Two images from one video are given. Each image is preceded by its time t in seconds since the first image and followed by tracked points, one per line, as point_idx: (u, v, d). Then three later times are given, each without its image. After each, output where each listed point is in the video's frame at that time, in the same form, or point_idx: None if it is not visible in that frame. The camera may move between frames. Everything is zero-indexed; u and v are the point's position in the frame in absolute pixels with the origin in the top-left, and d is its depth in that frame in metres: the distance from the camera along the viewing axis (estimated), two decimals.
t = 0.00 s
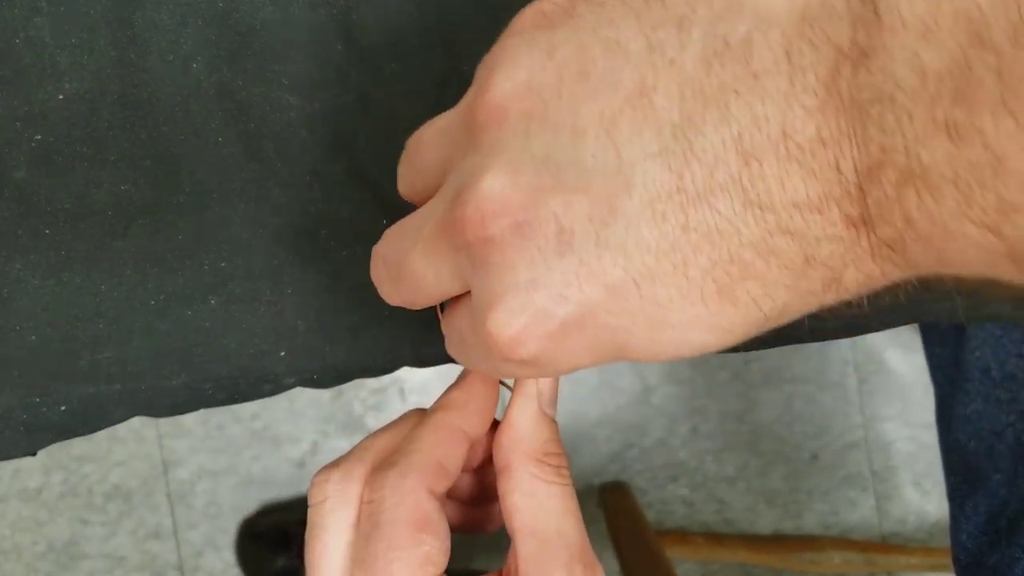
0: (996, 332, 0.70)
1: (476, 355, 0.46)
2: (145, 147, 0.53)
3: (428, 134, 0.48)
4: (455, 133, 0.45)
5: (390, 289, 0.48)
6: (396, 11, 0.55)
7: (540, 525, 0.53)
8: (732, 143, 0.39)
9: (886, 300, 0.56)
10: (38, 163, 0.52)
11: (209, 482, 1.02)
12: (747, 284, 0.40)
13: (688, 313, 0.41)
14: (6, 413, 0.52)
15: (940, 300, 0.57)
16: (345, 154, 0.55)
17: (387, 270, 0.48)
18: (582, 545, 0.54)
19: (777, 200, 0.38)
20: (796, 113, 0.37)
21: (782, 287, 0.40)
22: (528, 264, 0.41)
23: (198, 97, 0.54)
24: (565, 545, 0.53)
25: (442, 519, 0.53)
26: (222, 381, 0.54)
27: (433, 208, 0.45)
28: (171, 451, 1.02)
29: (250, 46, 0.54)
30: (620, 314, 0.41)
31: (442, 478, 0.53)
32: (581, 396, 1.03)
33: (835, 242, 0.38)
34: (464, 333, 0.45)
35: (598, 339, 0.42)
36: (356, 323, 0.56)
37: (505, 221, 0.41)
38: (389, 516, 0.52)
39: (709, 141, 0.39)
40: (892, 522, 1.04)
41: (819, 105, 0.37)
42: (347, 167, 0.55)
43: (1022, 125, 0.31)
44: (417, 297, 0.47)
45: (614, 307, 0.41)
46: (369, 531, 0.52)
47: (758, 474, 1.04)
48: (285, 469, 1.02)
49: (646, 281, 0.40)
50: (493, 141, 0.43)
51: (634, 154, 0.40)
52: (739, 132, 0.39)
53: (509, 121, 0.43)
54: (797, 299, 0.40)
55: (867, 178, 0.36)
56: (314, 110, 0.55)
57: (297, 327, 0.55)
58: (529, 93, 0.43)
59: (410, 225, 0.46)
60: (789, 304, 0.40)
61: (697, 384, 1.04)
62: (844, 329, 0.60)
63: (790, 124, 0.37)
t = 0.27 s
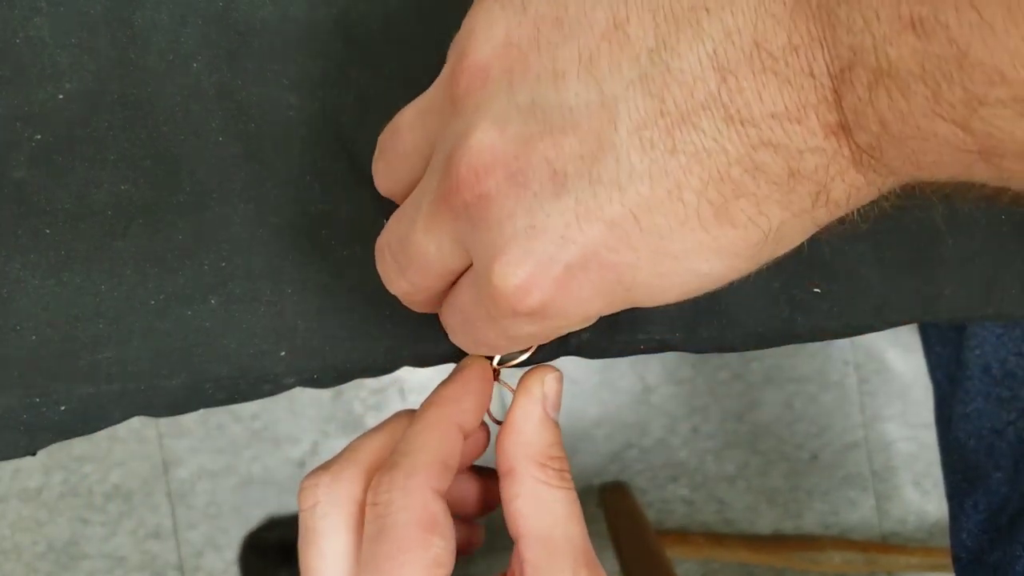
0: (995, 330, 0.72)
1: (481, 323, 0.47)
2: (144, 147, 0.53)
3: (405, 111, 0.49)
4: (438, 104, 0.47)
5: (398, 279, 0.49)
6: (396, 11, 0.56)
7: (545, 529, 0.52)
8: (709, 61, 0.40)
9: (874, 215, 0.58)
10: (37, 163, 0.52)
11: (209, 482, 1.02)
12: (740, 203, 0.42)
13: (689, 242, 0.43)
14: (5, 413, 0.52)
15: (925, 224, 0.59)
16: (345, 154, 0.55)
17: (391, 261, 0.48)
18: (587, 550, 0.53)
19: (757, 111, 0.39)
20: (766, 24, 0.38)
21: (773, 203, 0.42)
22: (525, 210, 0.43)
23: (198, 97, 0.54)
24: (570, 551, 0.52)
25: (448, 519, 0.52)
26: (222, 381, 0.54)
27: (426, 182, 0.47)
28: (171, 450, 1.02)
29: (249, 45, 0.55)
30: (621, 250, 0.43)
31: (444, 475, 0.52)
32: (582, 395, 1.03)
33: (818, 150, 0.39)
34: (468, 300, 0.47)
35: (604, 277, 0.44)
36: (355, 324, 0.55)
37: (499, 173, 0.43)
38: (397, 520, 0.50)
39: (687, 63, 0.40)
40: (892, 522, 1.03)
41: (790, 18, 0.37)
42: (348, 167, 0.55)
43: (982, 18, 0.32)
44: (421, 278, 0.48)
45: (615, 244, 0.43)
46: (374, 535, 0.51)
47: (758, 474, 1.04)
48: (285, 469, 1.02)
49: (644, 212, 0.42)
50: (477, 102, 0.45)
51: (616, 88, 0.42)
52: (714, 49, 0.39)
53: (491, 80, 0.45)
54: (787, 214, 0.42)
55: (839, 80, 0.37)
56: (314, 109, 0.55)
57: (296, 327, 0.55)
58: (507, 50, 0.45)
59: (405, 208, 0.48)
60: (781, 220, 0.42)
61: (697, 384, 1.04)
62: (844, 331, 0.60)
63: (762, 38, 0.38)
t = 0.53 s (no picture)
0: (993, 330, 0.71)
1: (503, 332, 0.47)
2: (145, 148, 0.53)
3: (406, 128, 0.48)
4: (438, 120, 0.46)
5: (413, 296, 0.49)
6: (397, 12, 0.56)
7: (556, 525, 0.52)
8: (711, 59, 0.40)
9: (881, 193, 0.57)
10: (38, 164, 0.53)
11: (209, 481, 1.03)
12: (752, 194, 0.42)
13: (706, 234, 0.43)
14: (7, 413, 0.52)
15: (930, 201, 0.59)
16: (345, 154, 0.55)
17: (405, 280, 0.48)
18: (593, 544, 0.54)
19: (762, 106, 0.39)
20: (765, 18, 0.38)
21: (785, 191, 0.42)
22: (543, 221, 0.43)
23: (199, 97, 0.54)
24: (580, 547, 0.52)
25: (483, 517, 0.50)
26: (223, 381, 0.54)
27: (433, 202, 0.46)
28: (172, 450, 1.02)
29: (250, 46, 0.55)
30: (643, 250, 0.43)
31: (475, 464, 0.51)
32: (582, 395, 1.03)
33: (824, 139, 0.40)
34: (489, 311, 0.46)
35: (627, 280, 0.44)
36: (356, 324, 0.56)
37: (513, 186, 0.43)
38: (437, 506, 0.49)
39: (689, 62, 0.40)
40: (891, 522, 1.04)
41: (786, 11, 0.38)
42: (348, 167, 0.55)
43: (972, 5, 0.32)
44: (437, 294, 0.48)
45: (635, 245, 0.43)
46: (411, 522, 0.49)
47: (757, 474, 1.05)
48: (286, 469, 1.02)
49: (660, 211, 0.42)
50: (484, 114, 0.44)
51: (622, 91, 0.42)
52: (715, 48, 0.40)
53: (496, 93, 0.44)
54: (797, 201, 0.43)
55: (839, 71, 0.37)
56: (315, 110, 0.55)
57: (297, 327, 0.55)
58: (509, 62, 0.44)
59: (413, 227, 0.47)
60: (793, 208, 0.43)
61: (697, 383, 1.05)
62: (843, 330, 0.60)
63: (760, 32, 0.39)
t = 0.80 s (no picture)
0: (991, 332, 0.72)
1: (503, 341, 0.47)
2: (145, 148, 0.53)
3: (395, 141, 0.48)
4: (426, 132, 0.46)
5: (416, 311, 0.49)
6: (397, 12, 0.56)
7: (542, 524, 0.52)
8: (692, 59, 0.40)
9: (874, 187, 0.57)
10: (39, 164, 0.53)
11: (209, 481, 1.03)
12: (745, 191, 0.42)
13: (701, 233, 0.43)
14: (7, 413, 0.52)
15: (926, 195, 0.59)
16: (346, 154, 0.55)
17: (408, 296, 0.49)
18: (579, 547, 0.53)
19: (745, 103, 0.40)
20: (745, 15, 0.39)
21: (776, 187, 0.42)
22: (535, 229, 0.43)
23: (198, 97, 0.54)
24: (564, 547, 0.52)
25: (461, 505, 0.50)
26: (223, 381, 0.54)
27: (430, 217, 0.46)
28: (172, 450, 1.02)
29: (250, 46, 0.55)
30: (639, 251, 0.42)
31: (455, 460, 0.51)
32: (582, 395, 1.03)
33: (811, 134, 0.40)
34: (490, 320, 0.46)
35: (623, 282, 0.43)
36: (356, 324, 0.56)
37: (504, 194, 0.43)
38: (413, 495, 0.49)
39: (672, 62, 0.41)
40: (891, 522, 1.04)
41: (766, 9, 0.38)
42: (349, 167, 0.55)
43: None
44: (440, 307, 0.48)
45: (630, 247, 0.42)
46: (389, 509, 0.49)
47: (757, 473, 1.05)
48: (286, 469, 1.02)
49: (653, 212, 0.42)
50: (469, 122, 0.44)
51: (607, 93, 0.42)
52: (696, 47, 0.40)
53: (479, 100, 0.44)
54: (791, 196, 0.43)
55: (819, 65, 0.38)
56: (315, 110, 0.55)
57: (297, 327, 0.55)
58: (491, 69, 0.44)
59: (413, 242, 0.47)
60: (787, 203, 0.43)
61: (697, 383, 1.05)
62: (843, 331, 0.60)
63: (742, 30, 0.39)
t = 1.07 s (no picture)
0: (994, 331, 0.72)
1: (507, 326, 0.47)
2: (145, 147, 0.53)
3: (404, 119, 0.48)
4: (437, 107, 0.46)
5: (417, 292, 0.49)
6: (397, 11, 0.56)
7: (559, 551, 0.52)
8: (709, 43, 0.40)
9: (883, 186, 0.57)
10: (39, 164, 0.53)
11: (209, 481, 1.03)
12: (752, 180, 0.42)
13: (704, 221, 0.43)
14: (7, 413, 0.52)
15: (933, 195, 0.59)
16: (346, 154, 0.55)
17: (409, 276, 0.48)
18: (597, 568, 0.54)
19: (760, 88, 0.40)
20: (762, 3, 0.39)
21: (784, 178, 0.42)
22: (541, 205, 0.43)
23: (198, 97, 0.54)
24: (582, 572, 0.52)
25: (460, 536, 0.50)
26: (222, 381, 0.54)
27: (437, 191, 0.46)
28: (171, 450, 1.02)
29: (250, 46, 0.55)
30: (641, 236, 0.43)
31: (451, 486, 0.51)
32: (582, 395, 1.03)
33: (823, 124, 0.40)
34: (492, 303, 0.46)
35: (624, 267, 0.43)
36: (356, 324, 0.56)
37: (511, 170, 0.43)
38: (411, 533, 0.49)
39: (686, 48, 0.41)
40: (891, 522, 1.04)
41: None
42: (348, 167, 0.55)
43: None
44: (441, 286, 0.48)
45: (632, 231, 0.42)
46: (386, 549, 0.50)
47: (757, 473, 1.05)
48: (286, 469, 1.02)
49: (658, 197, 0.42)
50: (483, 99, 0.44)
51: (620, 75, 0.42)
52: (714, 31, 0.40)
53: (495, 77, 0.44)
54: (798, 190, 0.42)
55: (836, 53, 0.37)
56: (315, 110, 0.55)
57: (297, 327, 0.55)
58: (506, 48, 0.44)
59: (418, 217, 0.47)
60: (793, 197, 0.43)
61: (697, 383, 1.05)
62: (844, 331, 0.60)
63: (760, 16, 0.39)
